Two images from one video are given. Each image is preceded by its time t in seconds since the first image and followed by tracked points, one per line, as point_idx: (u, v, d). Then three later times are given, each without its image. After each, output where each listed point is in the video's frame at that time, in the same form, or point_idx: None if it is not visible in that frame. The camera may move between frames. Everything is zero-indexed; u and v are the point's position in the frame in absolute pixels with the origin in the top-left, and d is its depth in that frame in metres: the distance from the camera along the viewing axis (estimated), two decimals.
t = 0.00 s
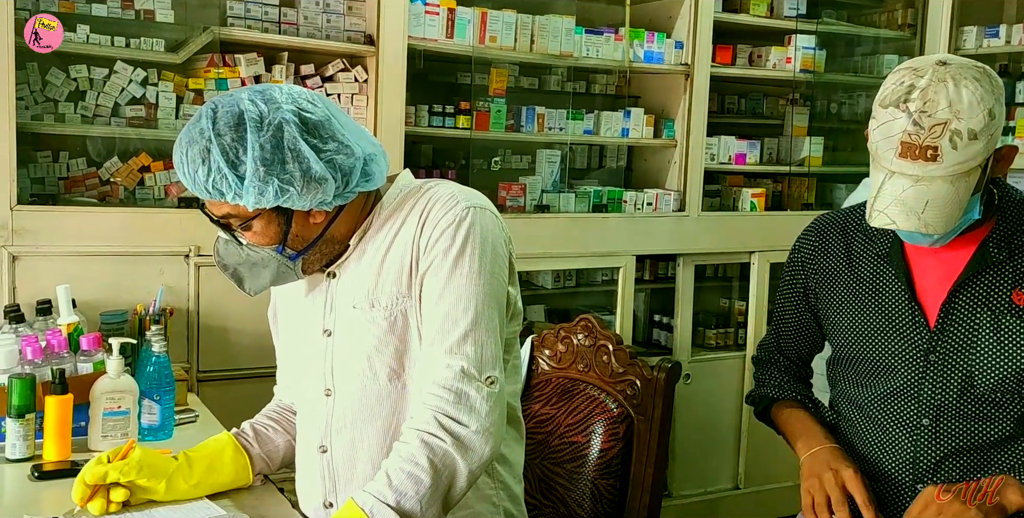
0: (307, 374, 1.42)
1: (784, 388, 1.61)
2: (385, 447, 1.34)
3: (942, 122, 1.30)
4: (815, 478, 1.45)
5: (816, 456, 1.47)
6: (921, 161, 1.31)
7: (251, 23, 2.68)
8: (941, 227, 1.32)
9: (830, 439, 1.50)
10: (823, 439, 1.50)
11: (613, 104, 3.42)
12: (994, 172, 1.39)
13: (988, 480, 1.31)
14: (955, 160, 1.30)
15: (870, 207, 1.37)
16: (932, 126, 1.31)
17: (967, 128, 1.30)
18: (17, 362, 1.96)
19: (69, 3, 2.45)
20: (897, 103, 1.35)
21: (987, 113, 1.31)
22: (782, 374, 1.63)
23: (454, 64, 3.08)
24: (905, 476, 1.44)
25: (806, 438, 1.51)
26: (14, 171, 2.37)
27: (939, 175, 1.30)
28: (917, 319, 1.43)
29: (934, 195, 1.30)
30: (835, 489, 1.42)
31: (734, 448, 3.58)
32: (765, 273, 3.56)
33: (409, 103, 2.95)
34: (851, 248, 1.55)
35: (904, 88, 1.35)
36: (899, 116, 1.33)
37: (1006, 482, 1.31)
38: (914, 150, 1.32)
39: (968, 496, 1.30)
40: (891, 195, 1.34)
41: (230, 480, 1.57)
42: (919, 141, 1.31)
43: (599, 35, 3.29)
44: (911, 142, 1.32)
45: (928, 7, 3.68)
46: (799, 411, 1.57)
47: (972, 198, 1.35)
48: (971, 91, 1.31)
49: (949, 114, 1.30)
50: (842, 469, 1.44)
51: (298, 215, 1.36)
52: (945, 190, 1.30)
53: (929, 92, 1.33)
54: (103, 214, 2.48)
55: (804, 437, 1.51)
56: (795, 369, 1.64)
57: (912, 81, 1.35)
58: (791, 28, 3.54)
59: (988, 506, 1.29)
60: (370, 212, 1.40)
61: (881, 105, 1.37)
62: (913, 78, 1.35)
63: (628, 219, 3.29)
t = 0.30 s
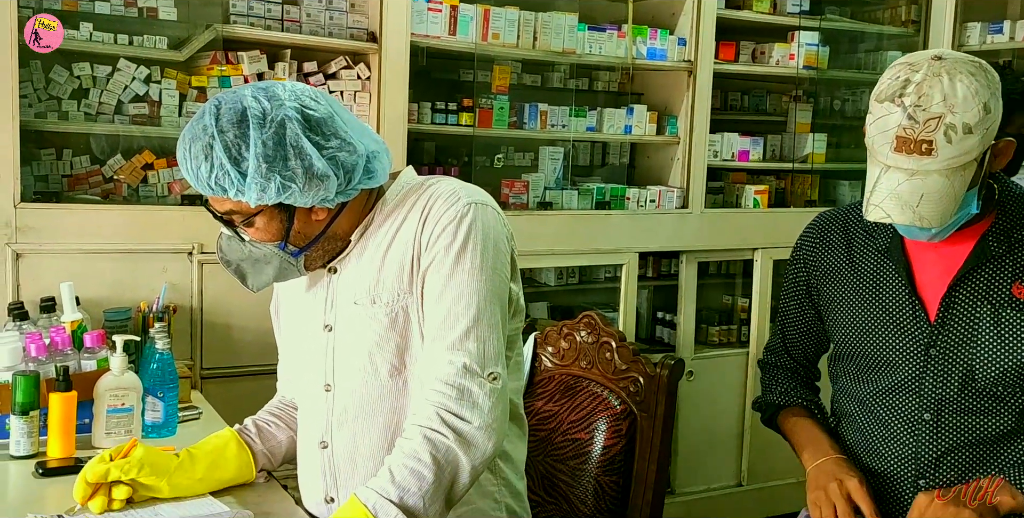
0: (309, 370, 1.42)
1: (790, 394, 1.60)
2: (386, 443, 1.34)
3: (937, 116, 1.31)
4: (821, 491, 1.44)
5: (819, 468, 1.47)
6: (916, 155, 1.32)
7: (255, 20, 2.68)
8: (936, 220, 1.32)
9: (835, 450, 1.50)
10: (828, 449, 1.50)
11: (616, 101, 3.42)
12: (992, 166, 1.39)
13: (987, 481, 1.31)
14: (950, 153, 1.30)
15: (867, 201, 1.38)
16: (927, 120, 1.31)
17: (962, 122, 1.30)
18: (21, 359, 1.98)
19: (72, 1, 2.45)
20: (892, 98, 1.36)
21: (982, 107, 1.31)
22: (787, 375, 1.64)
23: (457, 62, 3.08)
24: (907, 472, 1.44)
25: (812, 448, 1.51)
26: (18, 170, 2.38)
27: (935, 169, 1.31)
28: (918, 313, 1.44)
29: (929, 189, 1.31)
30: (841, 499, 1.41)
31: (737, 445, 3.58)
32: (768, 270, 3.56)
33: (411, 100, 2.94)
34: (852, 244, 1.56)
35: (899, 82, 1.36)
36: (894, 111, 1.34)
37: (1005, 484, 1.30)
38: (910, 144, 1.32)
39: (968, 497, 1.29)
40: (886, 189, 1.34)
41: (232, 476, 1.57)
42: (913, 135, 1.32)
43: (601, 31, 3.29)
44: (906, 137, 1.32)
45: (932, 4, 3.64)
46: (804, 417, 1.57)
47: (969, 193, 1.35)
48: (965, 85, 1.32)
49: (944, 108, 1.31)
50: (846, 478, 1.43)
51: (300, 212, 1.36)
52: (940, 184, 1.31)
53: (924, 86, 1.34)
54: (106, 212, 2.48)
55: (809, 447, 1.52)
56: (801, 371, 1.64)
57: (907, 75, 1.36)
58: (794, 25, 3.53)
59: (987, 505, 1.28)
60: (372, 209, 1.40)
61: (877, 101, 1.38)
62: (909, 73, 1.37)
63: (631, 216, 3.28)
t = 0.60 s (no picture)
0: (316, 364, 1.43)
1: (783, 373, 1.60)
2: (393, 437, 1.34)
3: (940, 111, 1.31)
4: (802, 459, 1.43)
5: (802, 437, 1.46)
6: (920, 150, 1.32)
7: (259, 16, 2.68)
8: (941, 215, 1.32)
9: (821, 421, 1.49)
10: (812, 418, 1.49)
11: (620, 97, 3.42)
12: (997, 159, 1.39)
13: (986, 479, 1.29)
14: (954, 148, 1.30)
15: (870, 196, 1.37)
16: (930, 114, 1.31)
17: (966, 117, 1.30)
18: (27, 355, 1.97)
19: None
20: (895, 93, 1.36)
21: (985, 102, 1.31)
22: (784, 358, 1.63)
23: (461, 57, 3.08)
24: (910, 466, 1.45)
25: (797, 417, 1.50)
26: (23, 166, 2.39)
27: (939, 163, 1.31)
28: (922, 307, 1.44)
29: (933, 183, 1.31)
30: (821, 470, 1.40)
31: (741, 441, 3.58)
32: (772, 265, 3.56)
33: (416, 96, 2.94)
34: (856, 238, 1.56)
35: (903, 76, 1.36)
36: (897, 105, 1.34)
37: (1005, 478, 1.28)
38: (913, 139, 1.32)
39: (968, 496, 1.28)
40: (890, 183, 1.34)
41: (240, 470, 1.58)
42: (917, 130, 1.32)
43: (605, 27, 3.28)
44: (909, 131, 1.33)
45: None
46: (795, 393, 1.56)
47: (973, 187, 1.35)
48: (968, 79, 1.32)
49: (947, 102, 1.31)
50: (826, 450, 1.42)
51: (310, 205, 1.36)
52: (944, 178, 1.31)
53: (927, 81, 1.34)
54: (111, 208, 2.49)
55: (795, 416, 1.50)
56: (800, 359, 1.63)
57: (911, 70, 1.36)
58: (798, 19, 3.53)
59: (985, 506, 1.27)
60: (381, 204, 1.40)
61: (880, 95, 1.38)
62: (912, 67, 1.36)
63: (636, 212, 3.29)
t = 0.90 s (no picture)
0: (322, 358, 1.43)
1: (792, 366, 1.61)
2: (398, 431, 1.34)
3: (948, 101, 1.31)
4: (809, 450, 1.43)
5: (813, 430, 1.46)
6: (928, 141, 1.32)
7: (263, 11, 2.67)
8: (948, 206, 1.31)
9: (831, 415, 1.49)
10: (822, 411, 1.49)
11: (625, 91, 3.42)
12: (1004, 152, 1.38)
13: (986, 479, 1.28)
14: (962, 139, 1.30)
15: (876, 188, 1.37)
16: (939, 105, 1.31)
17: (973, 107, 1.30)
18: (34, 350, 1.98)
19: None
20: (903, 84, 1.35)
21: (993, 92, 1.31)
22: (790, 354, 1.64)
23: (466, 52, 3.07)
24: (917, 460, 1.45)
25: (806, 409, 1.51)
26: (30, 162, 2.39)
27: (947, 154, 1.30)
28: (928, 300, 1.44)
29: (941, 174, 1.30)
30: (829, 464, 1.39)
31: (747, 435, 3.58)
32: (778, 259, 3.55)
33: (421, 90, 2.93)
34: (861, 232, 1.56)
35: (910, 68, 1.36)
36: (905, 96, 1.34)
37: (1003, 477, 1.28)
38: (922, 130, 1.32)
39: (968, 496, 1.27)
40: (898, 175, 1.34)
41: (249, 464, 1.58)
42: (925, 121, 1.32)
43: (610, 21, 3.28)
44: (918, 122, 1.32)
45: None
46: (802, 387, 1.57)
47: (979, 178, 1.34)
48: (977, 70, 1.32)
49: (955, 93, 1.31)
50: (837, 444, 1.42)
51: (314, 201, 1.37)
52: (952, 169, 1.30)
53: (935, 71, 1.33)
54: (117, 203, 2.49)
55: (803, 409, 1.51)
56: (806, 353, 1.63)
57: (918, 60, 1.36)
58: (803, 13, 3.53)
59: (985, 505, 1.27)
60: (386, 198, 1.41)
61: (887, 87, 1.38)
62: (920, 58, 1.36)
63: (642, 205, 3.28)
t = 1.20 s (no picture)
0: (327, 353, 1.43)
1: (795, 360, 1.61)
2: (402, 425, 1.34)
3: (948, 96, 1.30)
4: (808, 448, 1.44)
5: (809, 424, 1.47)
6: (928, 135, 1.31)
7: (266, 7, 2.68)
8: (948, 200, 1.31)
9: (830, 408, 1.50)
10: (822, 405, 1.50)
11: (628, 86, 3.42)
12: (1006, 146, 1.38)
13: (986, 480, 1.28)
14: (962, 133, 1.30)
15: (878, 182, 1.37)
16: (939, 100, 1.31)
17: (974, 101, 1.29)
18: (40, 345, 1.99)
19: None
20: (903, 78, 1.35)
21: (994, 86, 1.30)
22: (794, 350, 1.64)
23: (469, 47, 3.07)
24: (920, 455, 1.45)
25: (807, 402, 1.51)
26: (35, 158, 2.40)
27: (947, 149, 1.30)
28: (931, 295, 1.44)
29: (941, 168, 1.30)
30: (828, 462, 1.40)
31: (751, 430, 3.58)
32: (782, 254, 3.55)
33: (424, 86, 2.93)
34: (864, 227, 1.56)
35: (911, 62, 1.35)
36: (906, 91, 1.33)
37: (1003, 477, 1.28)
38: (922, 125, 1.32)
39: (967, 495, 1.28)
40: (898, 169, 1.34)
41: (254, 459, 1.59)
42: (925, 115, 1.32)
43: (614, 16, 3.27)
44: (918, 117, 1.32)
45: None
46: (804, 380, 1.57)
47: (982, 172, 1.34)
48: (977, 63, 1.32)
49: (956, 87, 1.30)
50: (834, 440, 1.43)
51: (319, 196, 1.36)
52: (952, 163, 1.30)
53: (935, 65, 1.33)
54: (121, 200, 2.50)
55: (802, 403, 1.52)
56: (810, 348, 1.64)
57: (919, 55, 1.35)
58: (807, 7, 3.52)
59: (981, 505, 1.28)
60: (390, 193, 1.41)
61: (888, 81, 1.37)
62: (920, 53, 1.36)
63: (646, 200, 3.28)
